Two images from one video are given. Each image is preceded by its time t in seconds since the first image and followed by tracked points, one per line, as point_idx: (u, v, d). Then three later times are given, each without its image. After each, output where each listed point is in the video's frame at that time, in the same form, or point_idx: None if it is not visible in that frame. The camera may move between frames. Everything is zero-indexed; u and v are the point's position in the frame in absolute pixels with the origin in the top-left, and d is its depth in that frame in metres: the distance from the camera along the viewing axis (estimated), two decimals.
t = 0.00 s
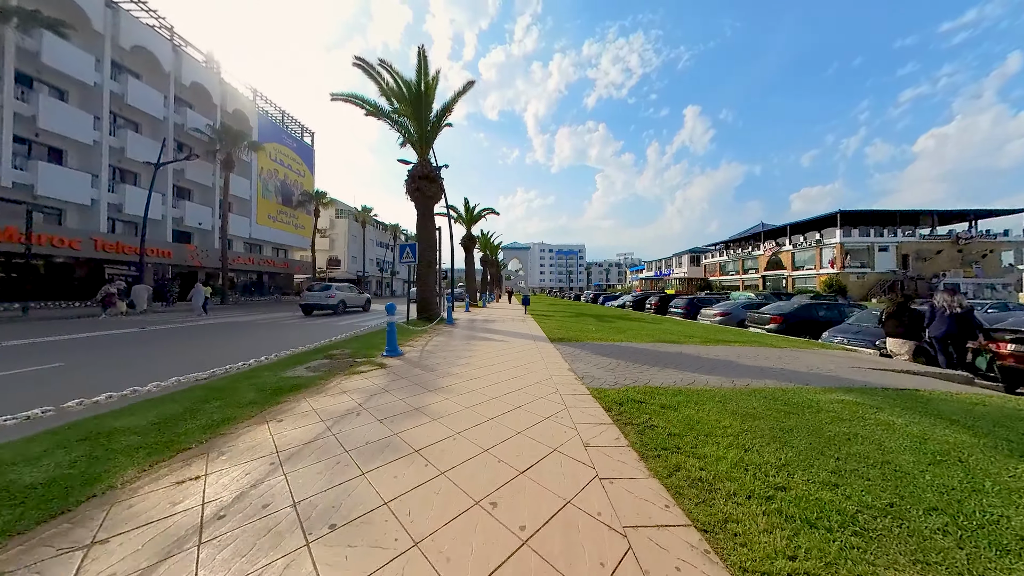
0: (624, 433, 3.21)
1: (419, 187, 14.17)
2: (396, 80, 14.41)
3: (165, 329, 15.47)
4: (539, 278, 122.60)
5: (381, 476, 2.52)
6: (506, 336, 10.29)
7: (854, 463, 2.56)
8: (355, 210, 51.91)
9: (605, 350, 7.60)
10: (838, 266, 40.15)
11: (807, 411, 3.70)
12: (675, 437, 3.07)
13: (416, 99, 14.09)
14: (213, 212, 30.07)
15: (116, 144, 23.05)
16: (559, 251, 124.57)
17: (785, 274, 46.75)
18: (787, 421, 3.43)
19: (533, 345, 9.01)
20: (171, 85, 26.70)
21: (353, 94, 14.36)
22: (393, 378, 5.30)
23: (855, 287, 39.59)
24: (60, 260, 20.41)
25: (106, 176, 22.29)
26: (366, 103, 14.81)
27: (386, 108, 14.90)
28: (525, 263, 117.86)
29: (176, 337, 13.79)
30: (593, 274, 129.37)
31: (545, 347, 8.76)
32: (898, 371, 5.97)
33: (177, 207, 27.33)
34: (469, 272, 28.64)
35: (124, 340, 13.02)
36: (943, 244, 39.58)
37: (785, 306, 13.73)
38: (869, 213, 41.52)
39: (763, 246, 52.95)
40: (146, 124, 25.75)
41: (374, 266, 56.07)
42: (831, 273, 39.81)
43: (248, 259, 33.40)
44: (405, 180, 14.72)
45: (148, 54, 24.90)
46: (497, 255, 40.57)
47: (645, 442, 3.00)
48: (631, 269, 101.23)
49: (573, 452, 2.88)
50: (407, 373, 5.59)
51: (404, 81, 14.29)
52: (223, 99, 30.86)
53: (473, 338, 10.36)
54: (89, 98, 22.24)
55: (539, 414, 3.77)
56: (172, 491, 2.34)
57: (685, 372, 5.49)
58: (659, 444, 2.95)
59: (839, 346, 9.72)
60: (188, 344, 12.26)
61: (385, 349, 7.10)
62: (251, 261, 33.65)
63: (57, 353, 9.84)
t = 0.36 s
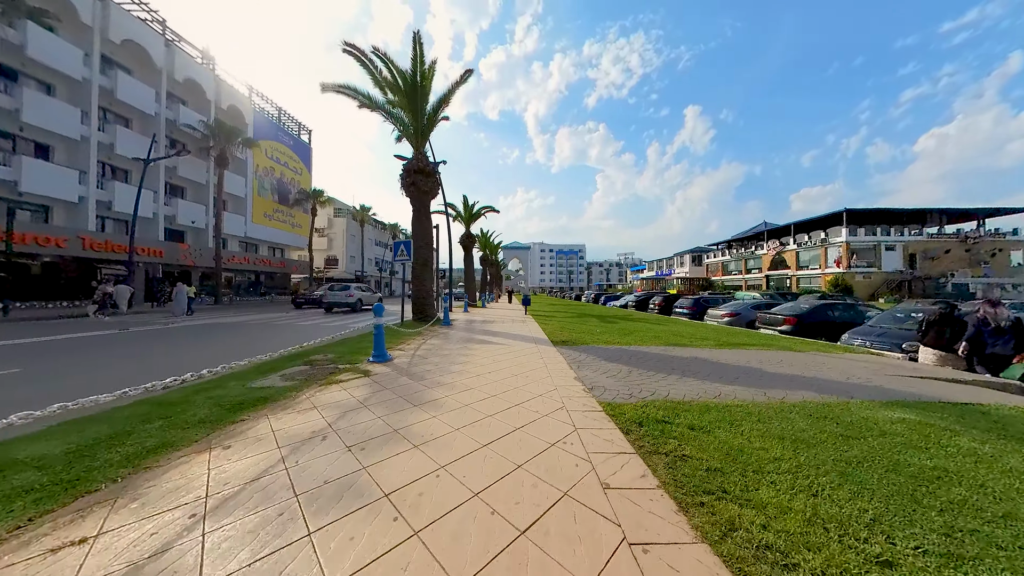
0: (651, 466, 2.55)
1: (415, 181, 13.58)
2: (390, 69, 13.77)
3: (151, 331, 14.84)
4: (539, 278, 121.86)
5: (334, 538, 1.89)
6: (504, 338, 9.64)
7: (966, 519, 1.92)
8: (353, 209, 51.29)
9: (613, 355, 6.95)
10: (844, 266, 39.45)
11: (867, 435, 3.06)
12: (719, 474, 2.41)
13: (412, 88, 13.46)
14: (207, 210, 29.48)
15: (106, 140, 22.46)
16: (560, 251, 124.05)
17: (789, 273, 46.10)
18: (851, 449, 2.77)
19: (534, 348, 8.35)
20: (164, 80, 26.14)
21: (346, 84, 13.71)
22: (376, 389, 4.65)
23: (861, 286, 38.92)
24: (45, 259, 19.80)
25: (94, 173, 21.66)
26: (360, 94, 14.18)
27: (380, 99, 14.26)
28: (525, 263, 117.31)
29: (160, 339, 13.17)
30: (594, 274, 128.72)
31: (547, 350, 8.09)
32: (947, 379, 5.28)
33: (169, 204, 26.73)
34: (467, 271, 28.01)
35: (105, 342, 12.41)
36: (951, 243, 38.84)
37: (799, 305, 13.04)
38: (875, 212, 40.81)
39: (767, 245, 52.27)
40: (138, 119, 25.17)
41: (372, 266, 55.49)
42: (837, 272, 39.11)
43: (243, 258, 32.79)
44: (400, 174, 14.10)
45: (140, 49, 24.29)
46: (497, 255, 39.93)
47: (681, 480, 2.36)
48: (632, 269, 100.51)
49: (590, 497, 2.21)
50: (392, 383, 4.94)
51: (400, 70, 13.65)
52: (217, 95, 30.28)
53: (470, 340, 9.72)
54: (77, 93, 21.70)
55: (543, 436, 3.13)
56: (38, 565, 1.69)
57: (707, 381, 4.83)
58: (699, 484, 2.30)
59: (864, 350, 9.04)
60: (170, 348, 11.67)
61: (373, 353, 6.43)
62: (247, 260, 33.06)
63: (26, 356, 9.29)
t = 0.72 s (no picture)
0: (692, 531, 1.92)
1: (409, 177, 12.98)
2: (384, 59, 13.15)
3: (135, 335, 14.27)
4: (539, 278, 121.13)
5: None
6: (503, 343, 9.05)
7: None
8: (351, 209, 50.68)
9: (620, 364, 6.28)
10: (850, 265, 38.69)
11: (951, 478, 2.45)
12: (789, 548, 1.78)
13: (407, 79, 12.83)
14: (200, 209, 28.95)
15: (94, 136, 21.93)
16: (561, 251, 123.36)
17: (793, 274, 45.43)
18: (944, 503, 2.15)
19: (534, 353, 7.69)
20: (156, 76, 25.56)
21: (338, 75, 13.11)
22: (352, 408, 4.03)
23: (867, 286, 38.24)
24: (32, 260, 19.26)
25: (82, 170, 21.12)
26: (353, 86, 13.56)
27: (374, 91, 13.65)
28: (526, 263, 116.62)
29: (142, 344, 12.58)
30: (594, 274, 128.05)
31: (548, 356, 7.44)
32: (999, 392, 4.68)
33: (161, 203, 26.16)
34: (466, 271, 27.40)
35: (83, 348, 11.79)
36: (960, 242, 38.07)
37: (814, 307, 12.40)
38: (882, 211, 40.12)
39: (771, 245, 51.55)
40: (128, 116, 24.59)
41: (371, 265, 54.94)
42: (842, 272, 38.45)
43: (238, 258, 32.21)
44: (394, 169, 13.49)
45: (131, 44, 23.72)
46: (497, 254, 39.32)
47: (738, 558, 1.73)
48: (633, 269, 99.81)
49: None
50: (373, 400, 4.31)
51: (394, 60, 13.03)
52: (211, 91, 29.71)
53: (466, 344, 9.09)
54: (65, 88, 21.13)
55: (548, 479, 2.49)
56: None
57: (733, 398, 4.20)
58: (767, 566, 1.67)
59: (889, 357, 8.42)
60: (151, 353, 11.10)
61: (357, 363, 5.82)
62: (242, 260, 32.49)
63: None
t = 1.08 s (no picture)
0: None
1: (402, 171, 12.37)
2: (376, 47, 12.47)
3: (117, 336, 13.70)
4: (540, 278, 120.44)
5: None
6: (500, 346, 8.46)
7: None
8: (349, 208, 50.10)
9: (629, 372, 5.60)
10: (856, 265, 37.98)
11: None
12: None
13: (400, 69, 12.20)
14: (193, 207, 28.37)
15: (81, 132, 21.34)
16: (561, 251, 122.79)
17: (798, 273, 44.75)
18: None
19: (533, 358, 7.02)
20: (147, 71, 24.99)
21: (328, 65, 12.46)
22: (314, 430, 3.36)
23: (874, 286, 37.50)
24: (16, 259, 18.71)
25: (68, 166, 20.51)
26: (344, 76, 12.92)
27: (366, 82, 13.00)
28: (526, 263, 116.07)
29: (123, 346, 11.99)
30: (595, 274, 127.41)
31: (548, 360, 6.76)
32: None
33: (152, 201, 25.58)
34: (465, 270, 26.82)
35: (59, 349, 11.21)
36: (968, 242, 37.29)
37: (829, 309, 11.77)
38: (888, 210, 39.40)
39: (774, 244, 50.85)
40: (118, 111, 24.01)
41: (369, 265, 54.32)
42: (848, 272, 37.77)
43: (233, 257, 31.62)
44: (387, 163, 12.86)
45: (121, 38, 23.14)
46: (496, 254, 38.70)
47: None
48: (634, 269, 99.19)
49: None
50: (341, 419, 3.64)
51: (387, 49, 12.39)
52: (204, 87, 29.15)
53: (460, 347, 8.44)
54: (51, 82, 20.55)
55: (552, 547, 1.83)
56: None
57: (769, 418, 3.53)
58: None
59: (923, 363, 7.75)
60: (128, 355, 10.50)
61: (334, 371, 5.19)
62: (237, 259, 31.89)
63: None
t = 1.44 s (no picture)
0: None
1: (396, 164, 11.73)
2: (367, 32, 11.77)
3: (98, 337, 13.07)
4: (540, 277, 119.72)
5: None
6: (498, 349, 7.82)
7: None
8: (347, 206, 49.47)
9: (642, 381, 4.93)
10: (862, 265, 37.25)
11: None
12: None
13: (393, 55, 11.51)
14: (186, 205, 27.79)
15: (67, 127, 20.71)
16: (562, 250, 122.05)
17: (802, 272, 44.03)
18: None
19: (533, 363, 6.34)
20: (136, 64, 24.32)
21: (317, 51, 11.77)
22: (265, 462, 2.73)
23: (880, 286, 36.82)
24: None
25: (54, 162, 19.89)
26: (334, 64, 12.23)
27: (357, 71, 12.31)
28: (526, 262, 115.39)
29: (101, 347, 11.36)
30: (596, 274, 126.62)
31: (550, 366, 6.09)
32: None
33: (143, 198, 24.96)
34: (463, 269, 26.18)
35: (29, 351, 10.56)
36: (977, 241, 36.52)
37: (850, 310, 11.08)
38: (896, 208, 38.63)
39: (778, 243, 50.08)
40: (107, 106, 23.38)
41: (367, 265, 53.68)
42: (855, 272, 37.04)
43: (228, 257, 30.98)
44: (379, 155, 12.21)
45: (110, 31, 22.47)
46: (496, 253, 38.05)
47: None
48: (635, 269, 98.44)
49: None
50: (302, 445, 3.00)
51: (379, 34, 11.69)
52: (197, 83, 28.52)
53: (453, 350, 7.80)
54: (35, 75, 19.89)
55: None
56: None
57: (825, 447, 2.88)
58: None
59: (961, 369, 7.11)
60: (102, 357, 9.85)
61: (307, 383, 4.52)
62: (231, 259, 31.26)
63: None
